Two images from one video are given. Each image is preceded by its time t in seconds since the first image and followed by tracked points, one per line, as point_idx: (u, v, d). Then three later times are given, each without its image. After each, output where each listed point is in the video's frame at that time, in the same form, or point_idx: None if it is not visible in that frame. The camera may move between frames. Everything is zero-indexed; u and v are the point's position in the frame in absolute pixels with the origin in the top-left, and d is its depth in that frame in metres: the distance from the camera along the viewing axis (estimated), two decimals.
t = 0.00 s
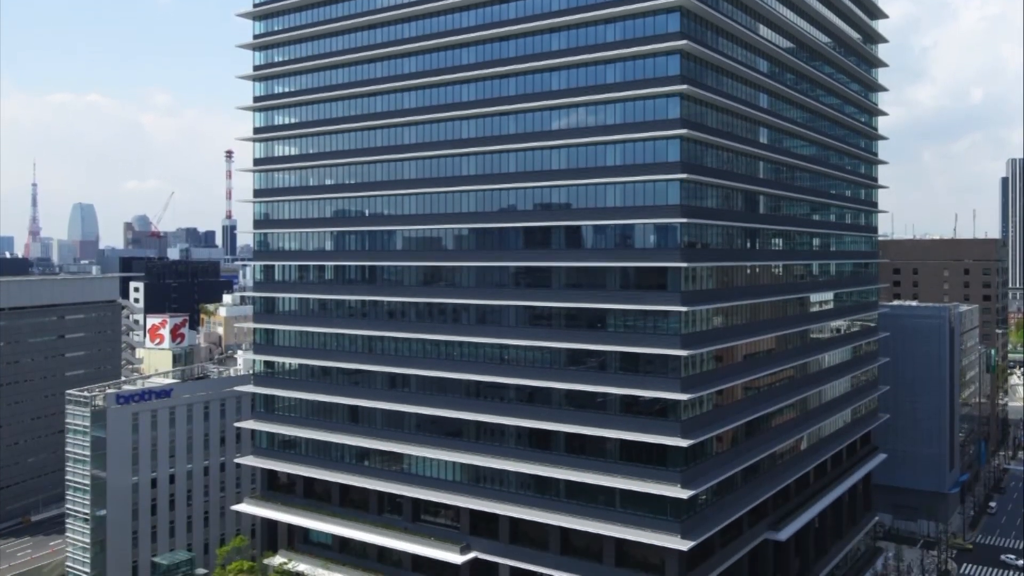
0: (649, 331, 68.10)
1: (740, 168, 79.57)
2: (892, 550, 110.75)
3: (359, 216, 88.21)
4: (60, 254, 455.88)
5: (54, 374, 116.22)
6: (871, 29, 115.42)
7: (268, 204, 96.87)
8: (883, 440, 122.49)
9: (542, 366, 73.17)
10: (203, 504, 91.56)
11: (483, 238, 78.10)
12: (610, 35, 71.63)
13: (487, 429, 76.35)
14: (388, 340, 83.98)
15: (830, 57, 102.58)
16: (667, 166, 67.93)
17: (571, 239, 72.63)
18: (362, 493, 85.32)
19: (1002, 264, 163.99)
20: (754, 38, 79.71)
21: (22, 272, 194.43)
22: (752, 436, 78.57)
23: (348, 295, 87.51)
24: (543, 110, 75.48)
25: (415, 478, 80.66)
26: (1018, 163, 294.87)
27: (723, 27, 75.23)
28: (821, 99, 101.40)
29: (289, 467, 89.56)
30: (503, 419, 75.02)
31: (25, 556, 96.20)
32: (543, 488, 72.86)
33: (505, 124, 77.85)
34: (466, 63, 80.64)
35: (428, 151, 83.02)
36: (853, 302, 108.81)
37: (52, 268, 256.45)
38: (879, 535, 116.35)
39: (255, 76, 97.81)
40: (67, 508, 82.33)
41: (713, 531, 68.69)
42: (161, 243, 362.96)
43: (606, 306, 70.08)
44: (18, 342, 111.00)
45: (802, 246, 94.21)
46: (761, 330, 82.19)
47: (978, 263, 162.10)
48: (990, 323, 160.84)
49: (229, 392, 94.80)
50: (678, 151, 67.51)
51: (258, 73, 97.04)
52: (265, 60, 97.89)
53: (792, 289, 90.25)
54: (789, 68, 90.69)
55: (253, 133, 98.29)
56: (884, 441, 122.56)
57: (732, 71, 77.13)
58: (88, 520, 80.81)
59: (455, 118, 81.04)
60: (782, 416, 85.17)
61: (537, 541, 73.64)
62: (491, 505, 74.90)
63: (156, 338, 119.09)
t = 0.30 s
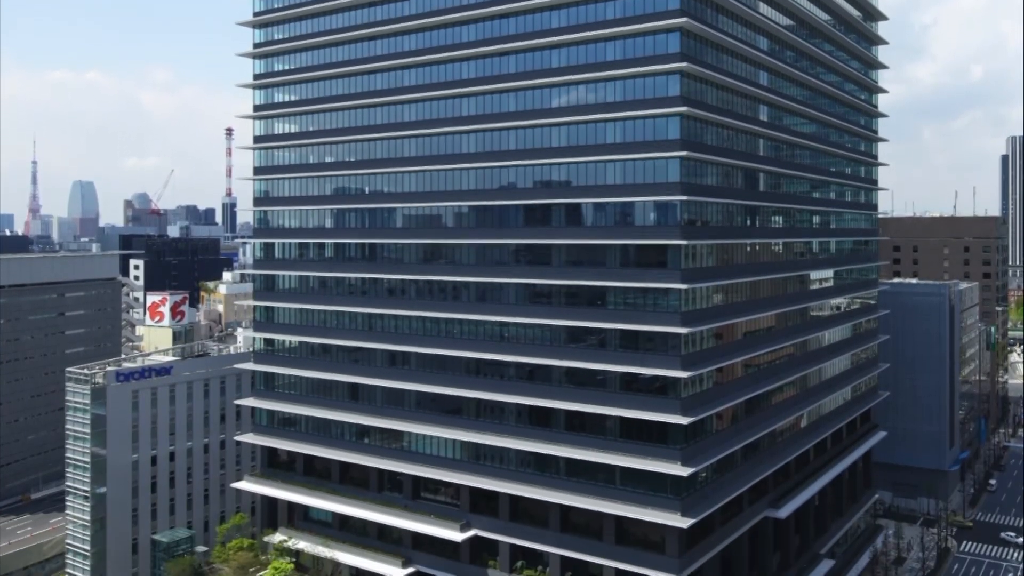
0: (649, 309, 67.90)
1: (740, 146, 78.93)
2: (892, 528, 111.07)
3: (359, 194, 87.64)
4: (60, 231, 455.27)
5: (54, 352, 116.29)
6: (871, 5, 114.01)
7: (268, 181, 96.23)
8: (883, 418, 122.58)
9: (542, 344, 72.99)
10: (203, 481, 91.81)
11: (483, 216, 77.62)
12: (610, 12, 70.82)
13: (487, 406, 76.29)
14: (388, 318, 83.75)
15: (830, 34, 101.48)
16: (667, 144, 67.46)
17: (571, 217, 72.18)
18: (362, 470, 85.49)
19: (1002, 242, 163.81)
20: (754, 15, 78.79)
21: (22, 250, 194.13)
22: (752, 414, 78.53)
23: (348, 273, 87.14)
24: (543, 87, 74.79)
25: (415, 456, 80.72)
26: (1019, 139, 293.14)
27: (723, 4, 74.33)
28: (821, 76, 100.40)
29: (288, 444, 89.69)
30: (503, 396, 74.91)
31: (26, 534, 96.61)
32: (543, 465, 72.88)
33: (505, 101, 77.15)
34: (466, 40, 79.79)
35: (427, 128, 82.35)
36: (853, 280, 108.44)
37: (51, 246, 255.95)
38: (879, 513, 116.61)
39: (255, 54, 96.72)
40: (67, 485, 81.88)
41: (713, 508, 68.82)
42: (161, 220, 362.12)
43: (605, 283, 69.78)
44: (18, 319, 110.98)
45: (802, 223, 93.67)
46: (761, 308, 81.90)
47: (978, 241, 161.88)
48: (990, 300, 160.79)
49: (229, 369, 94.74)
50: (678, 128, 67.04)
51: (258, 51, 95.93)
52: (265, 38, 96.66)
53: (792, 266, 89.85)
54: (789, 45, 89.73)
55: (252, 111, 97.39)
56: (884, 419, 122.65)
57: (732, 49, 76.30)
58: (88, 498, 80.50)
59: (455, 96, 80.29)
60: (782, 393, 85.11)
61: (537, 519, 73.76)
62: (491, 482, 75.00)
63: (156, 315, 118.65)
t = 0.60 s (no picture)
0: (649, 286, 67.67)
1: (740, 124, 78.25)
2: (892, 506, 111.37)
3: (359, 171, 87.07)
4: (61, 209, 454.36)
5: (54, 330, 116.28)
6: None
7: (268, 159, 95.56)
8: (884, 395, 122.52)
9: (542, 322, 72.78)
10: (203, 459, 92.06)
11: (483, 194, 77.12)
12: None
13: (487, 384, 76.21)
14: (388, 295, 83.51)
15: (831, 11, 100.29)
16: (667, 121, 67.01)
17: (571, 194, 71.72)
18: (362, 448, 85.61)
19: (1002, 219, 163.28)
20: None
21: (22, 227, 193.80)
22: (752, 391, 78.47)
23: (348, 250, 86.76)
24: (543, 65, 74.12)
25: (415, 433, 80.78)
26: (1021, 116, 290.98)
27: None
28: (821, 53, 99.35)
29: (288, 422, 89.76)
30: (503, 374, 74.81)
31: (26, 511, 96.99)
32: (543, 443, 72.92)
33: (505, 79, 76.43)
34: (466, 18, 78.83)
35: (427, 106, 81.64)
36: (853, 257, 107.97)
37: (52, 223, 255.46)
38: (879, 490, 116.91)
39: (255, 31, 95.46)
40: (67, 463, 82.07)
41: (712, 486, 68.94)
42: (161, 198, 361.23)
43: (605, 261, 69.46)
44: (18, 297, 110.85)
45: (802, 201, 93.10)
46: (761, 286, 81.57)
47: (978, 219, 161.43)
48: (990, 278, 160.52)
49: (229, 347, 94.70)
50: (678, 106, 66.57)
51: (258, 28, 94.65)
52: (265, 15, 95.26)
53: (792, 244, 89.40)
54: (789, 22, 88.70)
55: (252, 88, 96.49)
56: (884, 396, 122.65)
57: (732, 26, 75.45)
58: (88, 476, 80.76)
59: (455, 73, 79.55)
60: (782, 370, 85.00)
61: (537, 497, 73.88)
62: (491, 460, 75.08)
63: (156, 293, 117.73)
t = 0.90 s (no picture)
0: (649, 264, 67.43)
1: (740, 101, 77.56)
2: (892, 483, 111.68)
3: (359, 148, 86.50)
4: (61, 187, 453.36)
5: (54, 308, 116.27)
6: None
7: (268, 136, 94.89)
8: (883, 373, 122.50)
9: (542, 299, 72.54)
10: (203, 436, 92.31)
11: (483, 171, 76.58)
12: None
13: (487, 361, 76.10)
14: (388, 273, 83.23)
15: None
16: (667, 99, 66.62)
17: (571, 171, 71.25)
18: (362, 426, 85.71)
19: (1002, 197, 162.74)
20: None
21: (22, 205, 193.46)
22: (752, 369, 78.38)
23: (348, 227, 86.37)
24: (543, 42, 73.43)
25: (415, 411, 80.81)
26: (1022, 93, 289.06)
27: None
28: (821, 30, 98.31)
29: (288, 399, 89.79)
30: (503, 351, 74.67)
31: (26, 488, 97.37)
32: (543, 421, 72.96)
33: (505, 57, 75.67)
34: None
35: (428, 83, 80.89)
36: (852, 235, 107.47)
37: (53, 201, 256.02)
38: (879, 468, 117.06)
39: (255, 8, 94.12)
40: (67, 441, 82.34)
41: (713, 463, 68.99)
42: (162, 175, 360.59)
43: (606, 238, 69.13)
44: (18, 275, 110.73)
45: (802, 178, 92.48)
46: (761, 264, 81.25)
47: (978, 196, 160.92)
48: (990, 256, 160.13)
49: (229, 325, 94.68)
50: (678, 83, 66.15)
51: (258, 5, 93.33)
52: None
53: (792, 222, 88.92)
54: None
55: (252, 66, 95.58)
56: (884, 374, 122.62)
57: (732, 2, 74.57)
58: (88, 453, 80.93)
59: (455, 51, 78.77)
60: (782, 348, 84.86)
61: (537, 473, 74.09)
62: (492, 437, 75.12)
63: (156, 270, 118.72)
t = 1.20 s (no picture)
0: (649, 241, 67.09)
1: (740, 79, 76.79)
2: (892, 461, 111.86)
3: (359, 126, 85.79)
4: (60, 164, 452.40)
5: (54, 286, 116.08)
6: None
7: (268, 114, 94.15)
8: (884, 350, 122.28)
9: (542, 277, 72.23)
10: (203, 414, 92.48)
11: (483, 149, 76.00)
12: None
13: (487, 339, 75.91)
14: (388, 251, 82.87)
15: None
16: (667, 77, 66.08)
17: (571, 149, 70.70)
18: (361, 404, 85.76)
19: (1002, 174, 162.00)
20: None
21: (22, 182, 193.01)
22: (752, 346, 78.21)
23: (348, 205, 85.89)
24: (542, 19, 72.54)
25: (415, 388, 80.78)
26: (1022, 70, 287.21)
27: None
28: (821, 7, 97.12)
29: (288, 376, 89.70)
30: (503, 329, 74.46)
31: (26, 466, 97.60)
32: (543, 398, 72.88)
33: (505, 34, 74.84)
34: None
35: (427, 61, 80.09)
36: (853, 213, 106.88)
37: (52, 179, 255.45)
38: (879, 445, 116.96)
39: None
40: (67, 418, 82.22)
41: (713, 441, 68.99)
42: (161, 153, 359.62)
43: (606, 215, 68.73)
44: (18, 253, 110.45)
45: (802, 156, 91.76)
46: (761, 241, 80.89)
47: (978, 173, 160.16)
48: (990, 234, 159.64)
49: (229, 302, 94.49)
50: (678, 61, 65.57)
51: None
52: None
53: (792, 199, 88.39)
54: None
55: (252, 43, 94.51)
56: (884, 351, 122.47)
57: None
58: (88, 431, 80.94)
59: (455, 29, 77.84)
60: (782, 325, 84.66)
61: (537, 451, 74.06)
62: (491, 415, 75.12)
63: (156, 248, 118.50)
